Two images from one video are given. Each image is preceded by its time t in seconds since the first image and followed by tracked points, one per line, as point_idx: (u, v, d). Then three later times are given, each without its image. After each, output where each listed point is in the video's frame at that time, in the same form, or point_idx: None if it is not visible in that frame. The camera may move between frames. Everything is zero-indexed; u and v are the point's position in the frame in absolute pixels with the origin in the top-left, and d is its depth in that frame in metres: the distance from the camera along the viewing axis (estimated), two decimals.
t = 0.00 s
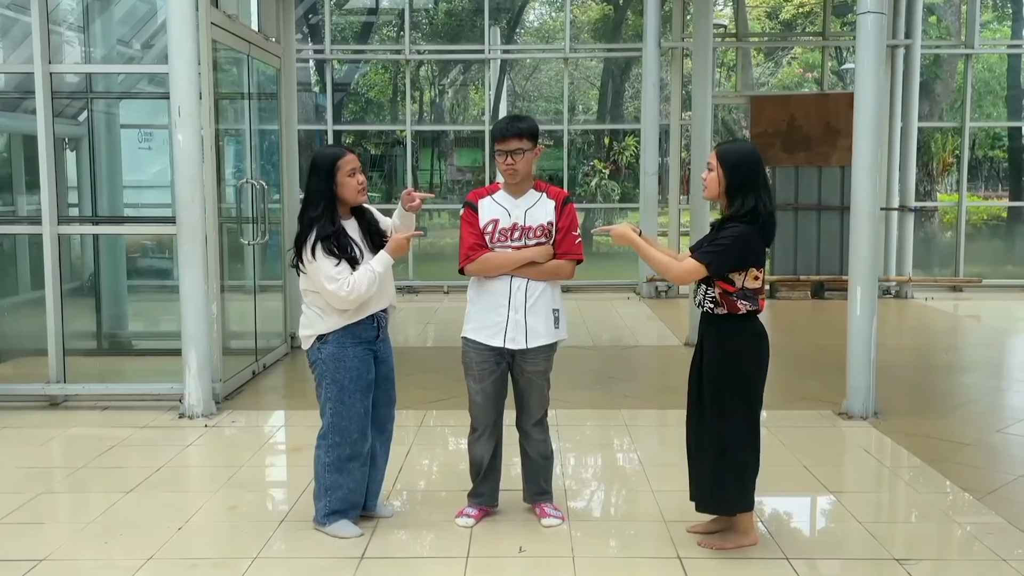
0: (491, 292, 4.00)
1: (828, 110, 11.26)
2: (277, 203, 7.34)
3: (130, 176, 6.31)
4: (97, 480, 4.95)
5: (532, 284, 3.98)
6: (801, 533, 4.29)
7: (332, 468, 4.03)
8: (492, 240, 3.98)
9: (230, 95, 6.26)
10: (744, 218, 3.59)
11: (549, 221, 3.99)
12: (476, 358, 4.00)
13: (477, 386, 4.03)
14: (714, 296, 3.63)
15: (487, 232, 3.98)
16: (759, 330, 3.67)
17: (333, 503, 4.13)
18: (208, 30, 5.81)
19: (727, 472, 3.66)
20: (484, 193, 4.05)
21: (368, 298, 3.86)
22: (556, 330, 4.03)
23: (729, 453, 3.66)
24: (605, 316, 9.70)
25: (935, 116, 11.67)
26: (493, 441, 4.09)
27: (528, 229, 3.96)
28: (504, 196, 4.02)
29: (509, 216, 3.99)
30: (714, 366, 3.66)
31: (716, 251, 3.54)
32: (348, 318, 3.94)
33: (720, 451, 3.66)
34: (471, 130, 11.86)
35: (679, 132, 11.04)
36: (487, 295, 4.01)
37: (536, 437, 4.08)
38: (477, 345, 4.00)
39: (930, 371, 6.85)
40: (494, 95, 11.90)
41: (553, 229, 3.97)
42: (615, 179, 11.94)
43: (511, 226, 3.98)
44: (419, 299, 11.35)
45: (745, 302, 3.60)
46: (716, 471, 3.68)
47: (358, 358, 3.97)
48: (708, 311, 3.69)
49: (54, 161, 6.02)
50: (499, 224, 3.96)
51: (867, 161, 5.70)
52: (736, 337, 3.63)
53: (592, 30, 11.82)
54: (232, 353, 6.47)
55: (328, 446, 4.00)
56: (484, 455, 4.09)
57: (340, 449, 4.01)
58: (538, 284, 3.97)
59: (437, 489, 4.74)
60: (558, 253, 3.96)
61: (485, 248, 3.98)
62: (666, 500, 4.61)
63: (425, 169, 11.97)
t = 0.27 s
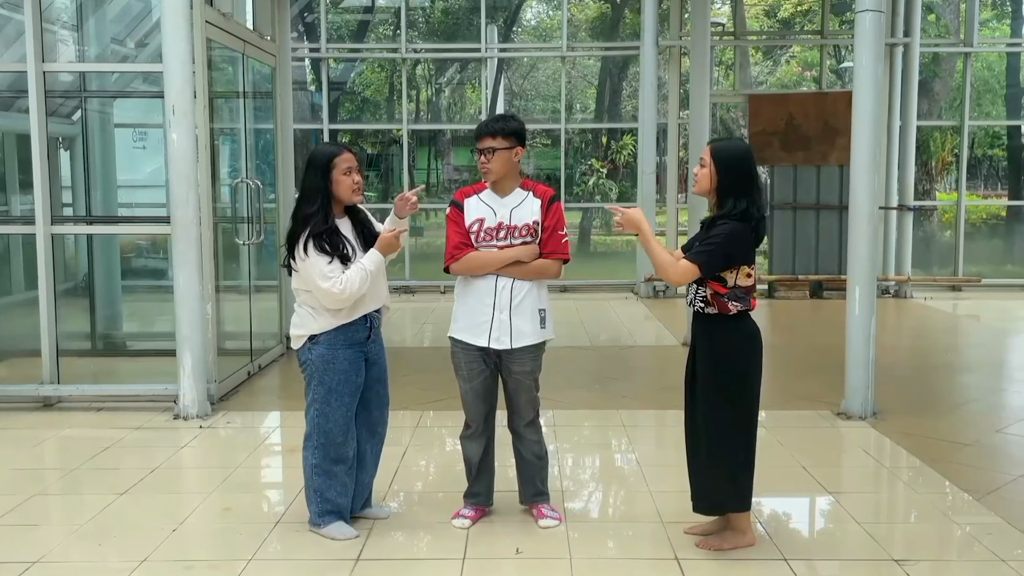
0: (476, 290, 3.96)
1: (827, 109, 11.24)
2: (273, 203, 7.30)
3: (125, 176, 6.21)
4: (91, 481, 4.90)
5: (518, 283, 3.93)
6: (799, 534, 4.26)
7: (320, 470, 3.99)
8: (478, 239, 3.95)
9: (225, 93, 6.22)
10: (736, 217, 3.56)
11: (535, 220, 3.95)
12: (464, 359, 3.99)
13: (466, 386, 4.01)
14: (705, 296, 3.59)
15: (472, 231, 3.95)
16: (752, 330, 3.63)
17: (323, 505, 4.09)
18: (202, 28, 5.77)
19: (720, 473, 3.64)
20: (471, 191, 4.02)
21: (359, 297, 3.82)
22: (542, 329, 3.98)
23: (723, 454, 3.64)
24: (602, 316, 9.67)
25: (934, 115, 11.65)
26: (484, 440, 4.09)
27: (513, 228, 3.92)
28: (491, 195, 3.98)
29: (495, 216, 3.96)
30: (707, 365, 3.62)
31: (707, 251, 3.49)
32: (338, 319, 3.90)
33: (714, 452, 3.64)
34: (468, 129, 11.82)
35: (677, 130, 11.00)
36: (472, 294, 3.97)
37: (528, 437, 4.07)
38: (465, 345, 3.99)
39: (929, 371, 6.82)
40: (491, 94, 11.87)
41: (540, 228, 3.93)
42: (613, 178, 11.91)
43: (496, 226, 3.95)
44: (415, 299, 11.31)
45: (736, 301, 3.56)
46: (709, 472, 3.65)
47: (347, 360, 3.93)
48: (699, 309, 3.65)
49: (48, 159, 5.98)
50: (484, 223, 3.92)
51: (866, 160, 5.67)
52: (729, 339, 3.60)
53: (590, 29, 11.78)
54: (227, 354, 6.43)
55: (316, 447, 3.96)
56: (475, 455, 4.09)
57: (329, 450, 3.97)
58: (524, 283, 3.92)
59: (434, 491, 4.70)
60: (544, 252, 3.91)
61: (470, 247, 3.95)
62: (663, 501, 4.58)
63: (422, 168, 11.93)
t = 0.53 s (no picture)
0: (466, 289, 3.94)
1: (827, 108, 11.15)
2: (269, 203, 7.28)
3: (120, 175, 6.19)
4: (86, 483, 4.87)
5: (507, 282, 3.90)
6: (799, 535, 4.24)
7: (316, 472, 3.96)
8: (467, 238, 3.93)
9: (222, 93, 6.20)
10: (731, 220, 3.53)
11: (524, 219, 3.94)
12: (456, 359, 3.98)
13: (458, 386, 4.00)
14: (705, 303, 3.56)
15: (462, 230, 3.94)
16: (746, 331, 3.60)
17: (322, 507, 4.07)
18: (199, 27, 5.74)
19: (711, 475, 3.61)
20: (462, 190, 4.02)
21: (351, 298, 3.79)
22: (531, 330, 3.95)
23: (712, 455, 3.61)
24: (601, 317, 9.65)
25: (934, 114, 11.64)
26: (478, 439, 4.08)
27: (503, 227, 3.91)
28: (481, 193, 3.98)
29: (485, 214, 3.95)
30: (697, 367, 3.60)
31: (705, 260, 3.46)
32: (331, 321, 3.86)
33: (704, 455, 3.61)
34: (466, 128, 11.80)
35: (675, 130, 10.98)
36: (462, 292, 3.96)
37: (524, 440, 4.02)
38: (456, 346, 3.97)
39: (928, 372, 6.80)
40: (489, 93, 11.84)
41: (529, 226, 3.92)
42: (611, 178, 11.88)
43: (486, 224, 3.94)
44: (413, 300, 11.29)
45: (736, 306, 3.53)
46: (699, 475, 3.62)
47: (342, 361, 3.90)
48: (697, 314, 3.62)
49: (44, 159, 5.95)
50: (474, 222, 3.92)
51: (864, 160, 5.66)
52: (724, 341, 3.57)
53: (588, 28, 11.75)
54: (223, 355, 6.40)
55: (311, 450, 3.93)
56: (469, 454, 4.07)
57: (325, 451, 3.95)
58: (513, 282, 3.90)
59: (432, 492, 4.67)
60: (533, 250, 3.90)
61: (460, 246, 3.93)
62: (663, 502, 4.55)
63: (420, 168, 11.91)
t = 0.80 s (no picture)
0: (455, 289, 3.91)
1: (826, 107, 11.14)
2: (267, 202, 7.24)
3: (116, 175, 6.15)
4: (82, 485, 4.84)
5: (497, 283, 3.88)
6: (800, 537, 4.20)
7: (315, 475, 3.93)
8: (458, 238, 3.90)
9: (219, 92, 6.17)
10: (736, 219, 3.50)
11: (514, 219, 3.90)
12: (449, 362, 3.95)
13: (452, 387, 3.98)
14: (703, 303, 3.52)
15: (452, 230, 3.91)
16: (743, 331, 3.57)
17: (320, 510, 4.03)
18: (195, 26, 5.71)
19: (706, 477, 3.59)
20: (453, 191, 3.98)
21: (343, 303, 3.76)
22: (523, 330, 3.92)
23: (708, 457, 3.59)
24: (599, 317, 9.62)
25: (934, 113, 11.62)
26: (474, 440, 4.07)
27: (493, 227, 3.88)
28: (472, 194, 3.95)
29: (476, 215, 3.92)
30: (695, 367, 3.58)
31: (706, 261, 3.43)
32: (324, 323, 3.83)
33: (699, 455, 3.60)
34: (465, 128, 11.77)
35: (675, 129, 10.96)
36: (451, 291, 3.92)
37: (521, 441, 4.01)
38: (448, 347, 3.94)
39: (929, 372, 6.78)
40: (487, 93, 11.80)
41: (519, 227, 3.88)
42: (610, 178, 11.85)
43: (477, 225, 3.90)
44: (412, 300, 11.26)
45: (733, 308, 3.50)
46: (695, 476, 3.60)
47: (340, 363, 3.87)
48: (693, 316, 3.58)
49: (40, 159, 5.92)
50: (464, 222, 3.88)
51: (864, 159, 5.63)
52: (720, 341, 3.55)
53: (587, 27, 11.71)
54: (220, 355, 6.37)
55: (309, 453, 3.90)
56: (464, 455, 4.07)
57: (324, 454, 3.92)
58: (503, 282, 3.87)
59: (430, 494, 4.64)
60: (524, 250, 3.86)
61: (451, 245, 3.90)
62: (662, 504, 4.52)
63: (418, 167, 11.87)
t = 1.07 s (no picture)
0: (451, 292, 3.88)
1: (827, 106, 11.12)
2: (265, 202, 7.21)
3: (112, 175, 6.11)
4: (79, 486, 4.80)
5: (494, 282, 3.87)
6: (800, 538, 4.18)
7: (311, 476, 3.90)
8: (450, 241, 3.86)
9: (216, 92, 6.14)
10: (730, 216, 3.47)
11: (504, 219, 3.91)
12: (447, 363, 3.90)
13: (450, 389, 3.94)
14: (705, 302, 3.51)
15: (444, 233, 3.87)
16: (745, 331, 3.53)
17: (315, 511, 4.00)
18: (192, 26, 5.68)
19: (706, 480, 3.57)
20: (439, 194, 3.93)
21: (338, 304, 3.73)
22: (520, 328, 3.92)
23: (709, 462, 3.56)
24: (599, 318, 9.58)
25: (936, 113, 11.60)
26: (471, 441, 4.04)
27: (485, 227, 3.87)
28: (459, 196, 3.92)
29: (465, 216, 3.89)
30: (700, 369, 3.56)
31: (704, 258, 3.41)
32: (319, 325, 3.81)
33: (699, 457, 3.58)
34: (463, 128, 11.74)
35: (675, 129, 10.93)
36: (447, 294, 3.88)
37: (521, 443, 3.97)
38: (445, 348, 3.89)
39: (931, 373, 6.75)
40: (486, 92, 11.78)
41: (510, 225, 3.90)
42: (609, 177, 11.83)
43: (467, 226, 3.88)
44: (411, 300, 11.23)
45: (735, 307, 3.47)
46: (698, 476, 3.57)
47: (336, 364, 3.85)
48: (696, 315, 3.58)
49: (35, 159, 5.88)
50: (456, 224, 3.85)
51: (865, 159, 5.60)
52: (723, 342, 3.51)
53: (586, 26, 11.68)
54: (217, 356, 6.33)
55: (305, 454, 3.87)
56: (462, 457, 4.03)
57: (320, 455, 3.89)
58: (499, 280, 3.87)
59: (429, 495, 4.61)
60: (517, 248, 3.86)
61: (443, 249, 3.85)
62: (662, 506, 4.50)
63: (417, 167, 11.85)
